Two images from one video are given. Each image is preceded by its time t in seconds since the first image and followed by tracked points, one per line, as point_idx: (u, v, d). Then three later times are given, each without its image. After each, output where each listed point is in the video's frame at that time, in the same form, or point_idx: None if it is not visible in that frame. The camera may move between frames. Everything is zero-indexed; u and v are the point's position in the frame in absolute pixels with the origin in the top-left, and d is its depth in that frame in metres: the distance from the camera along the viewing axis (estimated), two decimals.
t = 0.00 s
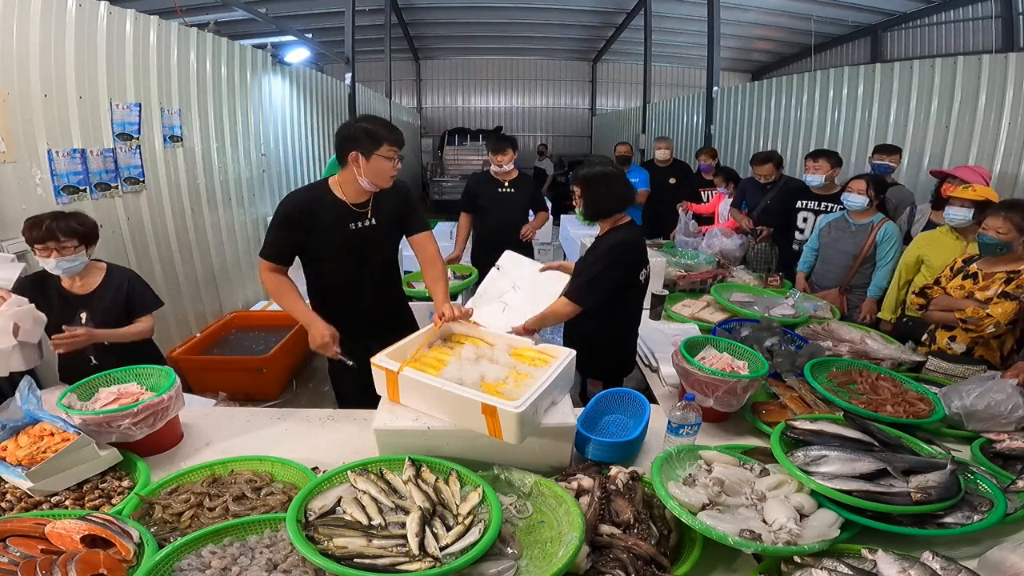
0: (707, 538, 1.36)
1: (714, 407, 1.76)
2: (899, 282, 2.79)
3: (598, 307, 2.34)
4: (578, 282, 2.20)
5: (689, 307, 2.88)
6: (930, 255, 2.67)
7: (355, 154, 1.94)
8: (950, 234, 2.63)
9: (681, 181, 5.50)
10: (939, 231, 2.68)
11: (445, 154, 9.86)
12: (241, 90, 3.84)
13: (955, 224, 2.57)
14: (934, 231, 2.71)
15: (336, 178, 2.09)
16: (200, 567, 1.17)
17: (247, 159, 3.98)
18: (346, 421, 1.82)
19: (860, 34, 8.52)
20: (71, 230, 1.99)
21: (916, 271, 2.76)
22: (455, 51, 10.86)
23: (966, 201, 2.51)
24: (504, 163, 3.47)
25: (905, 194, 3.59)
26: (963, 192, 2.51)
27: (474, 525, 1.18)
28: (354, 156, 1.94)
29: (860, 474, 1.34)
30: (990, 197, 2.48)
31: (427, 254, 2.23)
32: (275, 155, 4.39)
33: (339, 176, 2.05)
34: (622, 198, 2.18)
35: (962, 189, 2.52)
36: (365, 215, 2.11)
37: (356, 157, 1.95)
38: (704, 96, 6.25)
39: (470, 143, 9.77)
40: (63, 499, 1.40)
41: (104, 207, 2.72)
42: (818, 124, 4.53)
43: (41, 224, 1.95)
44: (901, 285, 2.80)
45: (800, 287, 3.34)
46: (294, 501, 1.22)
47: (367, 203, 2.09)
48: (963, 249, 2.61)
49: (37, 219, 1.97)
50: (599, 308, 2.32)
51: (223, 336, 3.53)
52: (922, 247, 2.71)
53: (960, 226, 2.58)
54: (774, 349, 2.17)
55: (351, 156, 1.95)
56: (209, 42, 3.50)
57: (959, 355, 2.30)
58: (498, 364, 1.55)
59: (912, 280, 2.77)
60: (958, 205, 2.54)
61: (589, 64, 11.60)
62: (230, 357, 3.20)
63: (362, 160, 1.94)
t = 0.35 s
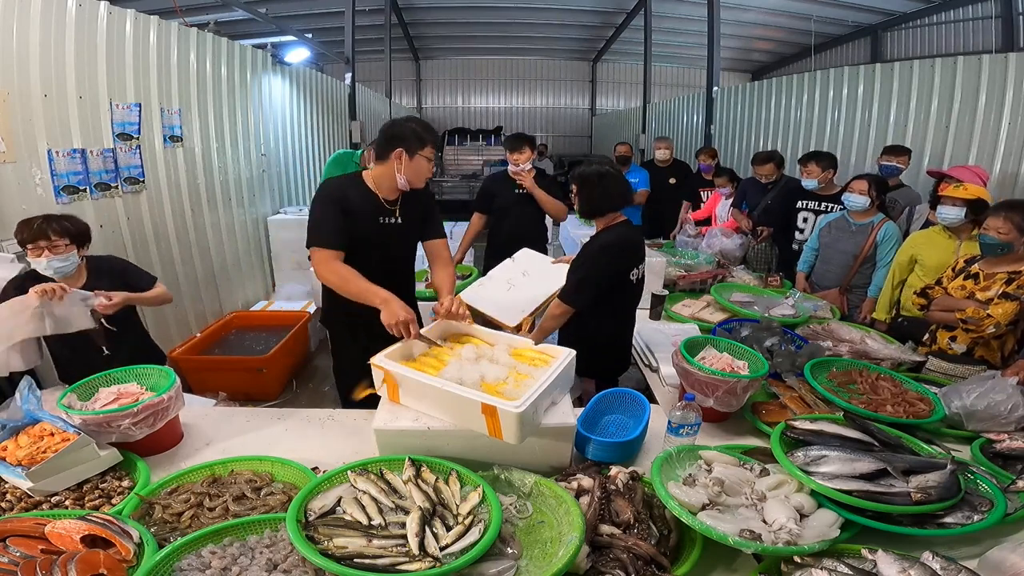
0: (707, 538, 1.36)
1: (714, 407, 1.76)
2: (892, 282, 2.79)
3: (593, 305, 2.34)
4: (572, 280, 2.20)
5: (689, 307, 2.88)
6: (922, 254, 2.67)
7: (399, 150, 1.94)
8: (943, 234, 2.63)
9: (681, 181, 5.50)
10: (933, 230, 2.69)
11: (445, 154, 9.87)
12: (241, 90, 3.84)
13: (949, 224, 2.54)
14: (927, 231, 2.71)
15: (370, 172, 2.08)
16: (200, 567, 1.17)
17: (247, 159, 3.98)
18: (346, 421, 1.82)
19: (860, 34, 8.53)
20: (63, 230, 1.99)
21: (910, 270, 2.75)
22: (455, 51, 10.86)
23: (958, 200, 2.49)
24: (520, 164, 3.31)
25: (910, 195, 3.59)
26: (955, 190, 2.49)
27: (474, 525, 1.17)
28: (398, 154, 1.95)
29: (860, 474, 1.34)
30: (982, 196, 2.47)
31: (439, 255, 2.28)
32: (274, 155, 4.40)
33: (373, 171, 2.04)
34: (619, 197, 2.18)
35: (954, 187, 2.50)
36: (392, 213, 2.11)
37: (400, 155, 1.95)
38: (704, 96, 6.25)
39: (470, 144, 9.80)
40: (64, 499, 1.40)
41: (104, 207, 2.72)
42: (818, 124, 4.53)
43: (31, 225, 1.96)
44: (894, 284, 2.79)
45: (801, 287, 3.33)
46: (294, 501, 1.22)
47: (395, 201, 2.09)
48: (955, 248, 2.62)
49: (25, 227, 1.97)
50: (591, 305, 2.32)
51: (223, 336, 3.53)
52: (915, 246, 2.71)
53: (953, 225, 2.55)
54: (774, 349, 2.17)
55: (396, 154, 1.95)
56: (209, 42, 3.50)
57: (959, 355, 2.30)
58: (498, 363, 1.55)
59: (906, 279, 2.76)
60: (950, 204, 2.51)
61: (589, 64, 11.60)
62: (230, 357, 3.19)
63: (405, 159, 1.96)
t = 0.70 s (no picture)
0: (707, 538, 1.36)
1: (714, 407, 1.76)
2: (889, 282, 2.80)
3: (590, 306, 2.33)
4: (570, 281, 2.20)
5: (689, 307, 2.88)
6: (918, 254, 2.68)
7: (426, 151, 1.95)
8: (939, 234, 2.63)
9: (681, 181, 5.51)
10: (929, 231, 2.68)
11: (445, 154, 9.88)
12: (241, 90, 3.84)
13: (948, 224, 2.53)
14: (925, 231, 2.71)
15: (391, 172, 2.07)
16: (200, 567, 1.17)
17: (247, 159, 3.98)
18: (346, 421, 1.82)
19: (860, 34, 8.52)
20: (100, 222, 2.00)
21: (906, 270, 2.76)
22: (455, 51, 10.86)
23: (959, 200, 2.47)
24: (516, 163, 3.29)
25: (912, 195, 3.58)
26: (956, 191, 2.46)
27: (474, 525, 1.17)
28: (424, 155, 1.94)
29: (860, 474, 1.34)
30: (982, 195, 2.45)
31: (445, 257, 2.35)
32: (274, 155, 4.40)
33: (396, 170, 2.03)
34: (617, 196, 2.18)
35: (955, 188, 2.47)
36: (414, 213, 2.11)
37: (426, 156, 1.95)
38: (704, 96, 6.25)
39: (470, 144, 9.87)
40: (63, 499, 1.40)
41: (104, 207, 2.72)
42: (818, 124, 4.53)
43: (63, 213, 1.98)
44: (891, 284, 2.81)
45: (800, 287, 3.34)
46: (294, 501, 1.22)
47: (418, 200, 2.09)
48: (952, 249, 2.61)
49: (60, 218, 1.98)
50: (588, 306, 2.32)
51: (223, 336, 3.52)
52: (911, 247, 2.72)
53: (952, 225, 2.53)
54: (774, 349, 2.17)
55: (422, 156, 1.95)
56: (209, 42, 3.50)
57: (960, 356, 2.30)
58: (498, 364, 1.55)
59: (903, 279, 2.77)
60: (949, 204, 2.50)
61: (589, 64, 11.60)
62: (231, 357, 3.19)
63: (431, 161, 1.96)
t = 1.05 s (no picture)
0: (707, 538, 1.36)
1: (714, 407, 1.76)
2: (888, 282, 2.81)
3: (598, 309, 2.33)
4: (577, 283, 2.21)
5: (689, 307, 2.88)
6: (917, 254, 2.68)
7: (432, 154, 1.97)
8: (938, 235, 2.63)
9: (681, 181, 5.51)
10: (929, 230, 2.68)
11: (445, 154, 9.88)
12: (241, 90, 3.84)
13: (948, 224, 2.52)
14: (924, 231, 2.71)
15: (390, 173, 2.06)
16: (200, 567, 1.17)
17: (247, 159, 3.98)
18: (346, 421, 1.82)
19: (860, 34, 8.52)
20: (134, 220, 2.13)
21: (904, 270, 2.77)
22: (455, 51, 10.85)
23: (958, 200, 2.47)
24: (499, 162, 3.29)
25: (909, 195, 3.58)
26: (956, 191, 2.46)
27: (474, 525, 1.17)
28: (431, 157, 1.97)
29: (861, 475, 1.34)
30: (982, 196, 2.45)
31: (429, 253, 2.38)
32: (275, 156, 4.40)
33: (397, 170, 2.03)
34: (620, 196, 2.18)
35: (955, 188, 2.47)
36: (411, 211, 2.12)
37: (432, 158, 1.98)
38: (704, 96, 6.25)
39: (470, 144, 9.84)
40: (63, 499, 1.40)
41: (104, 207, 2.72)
42: (818, 124, 4.53)
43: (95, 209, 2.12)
44: (890, 284, 2.81)
45: (800, 287, 3.34)
46: (294, 501, 1.22)
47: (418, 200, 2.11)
48: (951, 249, 2.61)
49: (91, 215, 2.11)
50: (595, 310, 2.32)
51: (223, 336, 3.52)
52: (910, 246, 2.72)
53: (952, 225, 2.53)
54: (775, 349, 2.17)
55: (428, 158, 1.97)
56: (209, 42, 3.50)
57: (960, 356, 2.30)
58: (498, 364, 1.55)
59: (901, 279, 2.77)
60: (949, 205, 2.49)
61: (589, 64, 11.60)
62: (231, 357, 3.20)
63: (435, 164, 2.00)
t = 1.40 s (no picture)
0: (707, 538, 1.36)
1: (714, 408, 1.76)
2: (888, 282, 2.80)
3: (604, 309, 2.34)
4: (585, 282, 2.23)
5: (689, 307, 2.88)
6: (917, 254, 2.68)
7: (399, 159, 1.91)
8: (938, 235, 2.63)
9: (681, 181, 5.51)
10: (929, 231, 2.68)
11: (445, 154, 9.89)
12: (241, 90, 3.84)
13: (948, 224, 2.52)
14: (924, 231, 2.71)
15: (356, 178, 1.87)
16: (200, 567, 1.17)
17: (247, 159, 3.98)
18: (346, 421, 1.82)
19: (861, 34, 8.52)
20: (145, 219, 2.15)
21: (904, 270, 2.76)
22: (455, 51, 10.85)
23: (958, 200, 2.46)
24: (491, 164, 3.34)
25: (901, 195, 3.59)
26: (955, 191, 2.46)
27: (474, 525, 1.17)
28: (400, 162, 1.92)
29: (860, 474, 1.34)
30: (982, 195, 2.45)
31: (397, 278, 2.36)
32: (275, 156, 4.40)
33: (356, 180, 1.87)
34: (627, 196, 2.17)
35: (954, 188, 2.47)
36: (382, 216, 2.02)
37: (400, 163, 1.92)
38: (704, 96, 6.25)
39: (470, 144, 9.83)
40: (63, 500, 1.39)
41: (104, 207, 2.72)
42: (818, 124, 4.53)
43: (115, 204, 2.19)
44: (890, 284, 2.81)
45: (800, 287, 3.33)
46: (294, 501, 1.22)
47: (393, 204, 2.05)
48: (951, 249, 2.61)
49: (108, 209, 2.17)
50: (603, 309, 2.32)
51: (223, 336, 3.51)
52: (910, 247, 2.71)
53: (952, 226, 2.53)
54: (774, 349, 2.17)
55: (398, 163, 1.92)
56: (209, 42, 3.50)
57: (960, 356, 2.30)
58: (498, 364, 1.55)
59: (901, 279, 2.77)
60: (949, 205, 2.49)
61: (589, 64, 11.60)
62: (231, 357, 3.19)
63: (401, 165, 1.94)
